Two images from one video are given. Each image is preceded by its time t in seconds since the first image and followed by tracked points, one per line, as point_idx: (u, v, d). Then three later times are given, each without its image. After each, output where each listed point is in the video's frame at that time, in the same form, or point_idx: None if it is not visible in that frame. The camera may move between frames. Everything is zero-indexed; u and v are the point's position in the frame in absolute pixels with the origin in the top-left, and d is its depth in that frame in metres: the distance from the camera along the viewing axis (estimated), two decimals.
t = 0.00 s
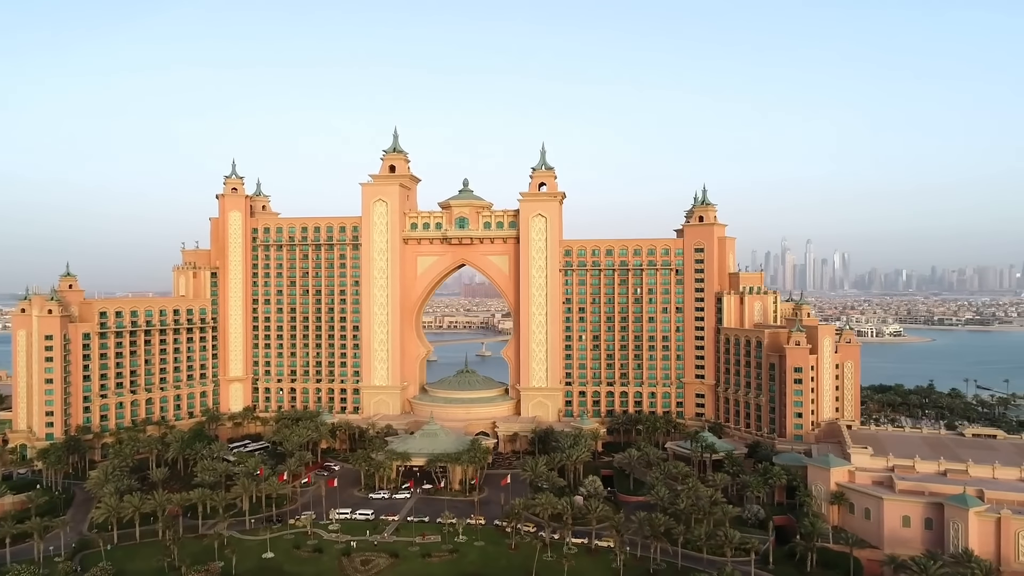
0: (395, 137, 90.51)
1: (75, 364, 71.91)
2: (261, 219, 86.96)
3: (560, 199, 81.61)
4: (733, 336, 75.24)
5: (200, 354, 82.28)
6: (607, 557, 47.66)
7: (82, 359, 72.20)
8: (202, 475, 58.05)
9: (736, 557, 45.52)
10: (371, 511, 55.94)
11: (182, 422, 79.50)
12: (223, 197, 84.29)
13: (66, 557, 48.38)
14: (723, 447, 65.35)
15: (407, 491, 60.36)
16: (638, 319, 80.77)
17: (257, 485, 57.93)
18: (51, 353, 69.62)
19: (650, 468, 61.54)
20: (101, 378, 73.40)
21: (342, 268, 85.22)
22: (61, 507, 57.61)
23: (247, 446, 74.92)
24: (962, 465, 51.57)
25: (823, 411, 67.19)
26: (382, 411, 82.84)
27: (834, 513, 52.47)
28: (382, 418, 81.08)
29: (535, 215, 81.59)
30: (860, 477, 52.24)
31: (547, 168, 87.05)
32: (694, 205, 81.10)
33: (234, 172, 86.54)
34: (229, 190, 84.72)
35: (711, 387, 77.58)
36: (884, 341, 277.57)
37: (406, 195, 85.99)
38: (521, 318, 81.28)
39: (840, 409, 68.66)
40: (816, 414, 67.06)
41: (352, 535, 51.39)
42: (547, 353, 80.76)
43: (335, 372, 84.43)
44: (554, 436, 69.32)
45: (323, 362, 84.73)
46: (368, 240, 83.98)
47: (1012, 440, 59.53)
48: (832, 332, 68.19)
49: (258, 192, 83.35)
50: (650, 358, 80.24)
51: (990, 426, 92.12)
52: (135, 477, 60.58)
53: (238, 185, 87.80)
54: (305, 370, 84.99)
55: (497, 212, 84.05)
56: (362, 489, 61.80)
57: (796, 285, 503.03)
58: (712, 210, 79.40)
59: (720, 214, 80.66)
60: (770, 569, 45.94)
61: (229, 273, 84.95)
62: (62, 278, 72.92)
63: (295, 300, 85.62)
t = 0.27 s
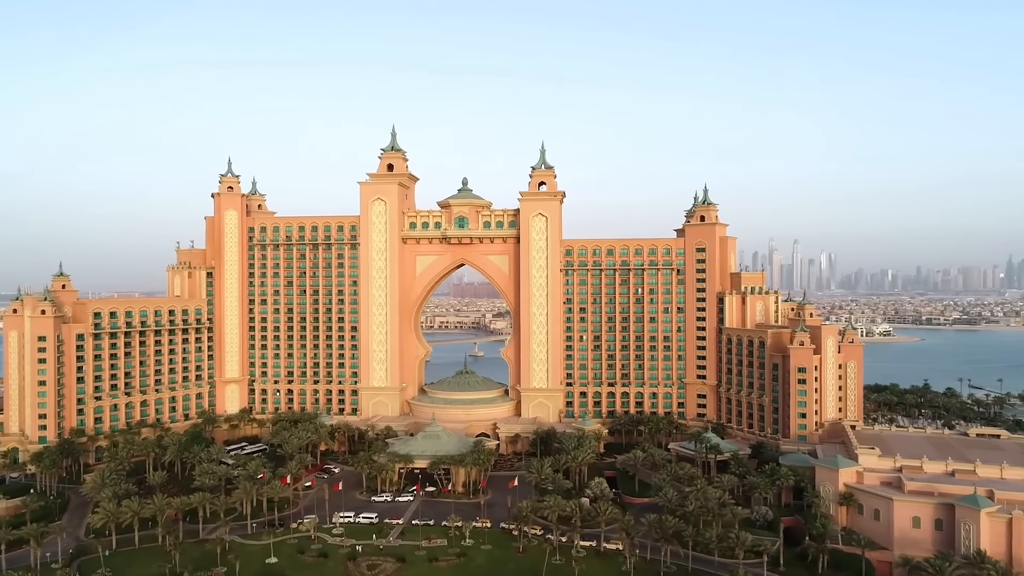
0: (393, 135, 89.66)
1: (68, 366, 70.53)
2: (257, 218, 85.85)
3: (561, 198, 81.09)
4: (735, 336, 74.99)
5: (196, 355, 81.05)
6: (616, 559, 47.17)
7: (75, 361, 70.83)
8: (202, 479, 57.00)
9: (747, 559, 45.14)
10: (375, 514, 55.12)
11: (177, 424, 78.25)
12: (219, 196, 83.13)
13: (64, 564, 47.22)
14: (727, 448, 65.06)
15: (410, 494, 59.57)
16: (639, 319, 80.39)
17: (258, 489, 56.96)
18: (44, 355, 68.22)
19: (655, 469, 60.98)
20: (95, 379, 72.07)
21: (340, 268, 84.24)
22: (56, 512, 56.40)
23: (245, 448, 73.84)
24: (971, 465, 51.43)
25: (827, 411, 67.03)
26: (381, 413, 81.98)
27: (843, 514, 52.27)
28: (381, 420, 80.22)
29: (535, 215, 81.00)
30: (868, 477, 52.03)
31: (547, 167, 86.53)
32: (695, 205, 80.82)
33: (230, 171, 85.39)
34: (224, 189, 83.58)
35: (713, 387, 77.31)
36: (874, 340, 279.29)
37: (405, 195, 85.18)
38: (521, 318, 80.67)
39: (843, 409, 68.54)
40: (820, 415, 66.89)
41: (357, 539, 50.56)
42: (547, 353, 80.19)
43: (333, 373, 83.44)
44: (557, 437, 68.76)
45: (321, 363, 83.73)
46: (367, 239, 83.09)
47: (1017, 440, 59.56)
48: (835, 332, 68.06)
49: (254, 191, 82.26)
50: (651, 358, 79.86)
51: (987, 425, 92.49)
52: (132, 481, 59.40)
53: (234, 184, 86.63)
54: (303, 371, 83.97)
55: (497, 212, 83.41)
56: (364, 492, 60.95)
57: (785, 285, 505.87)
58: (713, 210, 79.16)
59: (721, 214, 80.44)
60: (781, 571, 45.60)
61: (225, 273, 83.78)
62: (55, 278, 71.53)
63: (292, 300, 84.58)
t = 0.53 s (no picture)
0: (391, 134, 88.74)
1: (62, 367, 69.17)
2: (254, 217, 84.71)
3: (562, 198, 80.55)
4: (738, 337, 74.74)
5: (192, 356, 79.81)
6: (626, 562, 46.65)
7: (69, 362, 69.48)
8: (202, 482, 55.93)
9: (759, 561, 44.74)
10: (379, 518, 54.30)
11: (173, 426, 77.01)
12: (215, 195, 81.96)
13: (63, 570, 46.10)
14: (732, 449, 64.70)
15: (413, 496, 58.79)
16: (640, 320, 79.98)
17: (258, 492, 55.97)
18: (38, 356, 66.86)
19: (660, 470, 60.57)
20: (90, 381, 70.73)
21: (338, 268, 83.25)
22: (51, 517, 55.19)
23: (242, 450, 72.75)
24: (979, 465, 51.33)
25: (831, 412, 66.92)
26: (380, 414, 81.10)
27: (851, 515, 52.07)
28: (381, 421, 79.36)
29: (536, 214, 80.40)
30: (877, 478, 51.80)
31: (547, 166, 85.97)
32: (696, 204, 80.48)
33: (225, 169, 84.21)
34: (220, 188, 82.41)
35: (715, 387, 77.03)
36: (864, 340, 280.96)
37: (404, 194, 84.33)
38: (522, 319, 80.03)
39: (846, 410, 68.46)
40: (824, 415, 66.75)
41: (362, 543, 49.73)
42: (548, 354, 79.61)
43: (332, 374, 82.46)
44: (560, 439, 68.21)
45: (319, 364, 82.72)
46: (365, 239, 82.18)
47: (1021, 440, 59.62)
48: (839, 332, 67.98)
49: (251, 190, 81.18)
50: (652, 358, 79.46)
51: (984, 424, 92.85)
52: (129, 485, 58.21)
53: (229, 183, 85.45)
54: (300, 372, 82.93)
55: (498, 212, 82.75)
56: (366, 494, 60.09)
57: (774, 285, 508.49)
58: (715, 210, 78.85)
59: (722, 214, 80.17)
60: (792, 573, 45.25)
61: (221, 273, 82.58)
62: (48, 278, 70.13)
63: (289, 301, 83.51)
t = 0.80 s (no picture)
0: (389, 131, 87.66)
1: (55, 369, 67.69)
2: (250, 216, 83.48)
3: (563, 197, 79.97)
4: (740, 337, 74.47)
5: (187, 357, 78.49)
6: (637, 566, 46.11)
7: (63, 364, 68.03)
8: (202, 486, 54.82)
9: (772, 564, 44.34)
10: (384, 521, 53.44)
11: (168, 429, 75.68)
12: (210, 194, 80.68)
13: None
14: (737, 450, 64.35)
15: (417, 499, 57.97)
16: (642, 320, 79.54)
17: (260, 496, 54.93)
18: (31, 358, 65.37)
19: (667, 472, 60.12)
20: (84, 383, 69.29)
21: (337, 267, 82.15)
22: (47, 523, 53.90)
23: (240, 453, 71.59)
24: (987, 466, 51.22)
25: (834, 412, 66.81)
26: (379, 415, 80.15)
27: (861, 516, 51.86)
28: (380, 423, 78.44)
29: (537, 214, 79.77)
30: (886, 479, 51.57)
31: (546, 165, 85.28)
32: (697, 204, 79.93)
33: (221, 167, 82.93)
34: (216, 186, 81.12)
35: (717, 388, 76.75)
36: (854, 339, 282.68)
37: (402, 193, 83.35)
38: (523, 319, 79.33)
39: (850, 410, 68.38)
40: (828, 415, 66.62)
41: (368, 547, 48.84)
42: (550, 354, 78.99)
43: (330, 375, 81.41)
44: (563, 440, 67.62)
45: (317, 365, 81.62)
46: (364, 238, 81.20)
47: None
48: (842, 332, 67.84)
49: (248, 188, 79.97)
50: (654, 358, 79.04)
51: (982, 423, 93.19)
52: (127, 489, 56.93)
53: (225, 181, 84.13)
54: (298, 373, 81.81)
55: (498, 211, 81.97)
56: (369, 497, 59.18)
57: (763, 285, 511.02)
58: (717, 209, 78.32)
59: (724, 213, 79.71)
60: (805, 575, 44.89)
61: (217, 272, 81.28)
62: (40, 278, 68.64)
63: (286, 301, 82.34)
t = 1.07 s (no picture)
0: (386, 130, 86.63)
1: (49, 371, 66.31)
2: (247, 215, 82.36)
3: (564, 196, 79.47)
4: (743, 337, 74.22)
5: (183, 358, 77.25)
6: (648, 568, 45.59)
7: (58, 365, 66.70)
8: (203, 490, 53.81)
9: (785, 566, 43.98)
10: (389, 525, 52.68)
11: (164, 431, 74.43)
12: (206, 193, 79.55)
13: None
14: (742, 451, 64.00)
15: (422, 502, 57.26)
16: (643, 320, 79.10)
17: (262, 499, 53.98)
18: (24, 359, 63.99)
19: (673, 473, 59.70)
20: (78, 385, 67.97)
21: (335, 267, 81.18)
22: (43, 528, 52.69)
23: (238, 456, 70.52)
24: (995, 466, 51.16)
25: (838, 412, 66.71)
26: (379, 417, 79.28)
27: (870, 517, 51.68)
28: (380, 424, 77.57)
29: (538, 213, 79.20)
30: (895, 480, 51.37)
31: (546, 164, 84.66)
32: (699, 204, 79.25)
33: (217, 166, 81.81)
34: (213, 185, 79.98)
35: (719, 388, 76.47)
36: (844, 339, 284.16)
37: (401, 192, 82.44)
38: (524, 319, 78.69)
39: (853, 410, 68.30)
40: (832, 416, 66.47)
41: (375, 552, 48.05)
42: (551, 355, 78.41)
43: (328, 376, 80.43)
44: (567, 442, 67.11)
45: (315, 366, 80.62)
46: (363, 238, 80.28)
47: None
48: (846, 332, 67.73)
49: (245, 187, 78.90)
50: (656, 359, 78.64)
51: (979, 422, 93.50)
52: (124, 494, 55.79)
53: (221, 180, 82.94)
54: (296, 374, 80.77)
55: (498, 210, 81.26)
56: (372, 500, 58.37)
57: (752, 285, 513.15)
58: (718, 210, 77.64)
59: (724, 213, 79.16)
60: None
61: (213, 272, 80.12)
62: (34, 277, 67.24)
63: (284, 301, 81.29)
